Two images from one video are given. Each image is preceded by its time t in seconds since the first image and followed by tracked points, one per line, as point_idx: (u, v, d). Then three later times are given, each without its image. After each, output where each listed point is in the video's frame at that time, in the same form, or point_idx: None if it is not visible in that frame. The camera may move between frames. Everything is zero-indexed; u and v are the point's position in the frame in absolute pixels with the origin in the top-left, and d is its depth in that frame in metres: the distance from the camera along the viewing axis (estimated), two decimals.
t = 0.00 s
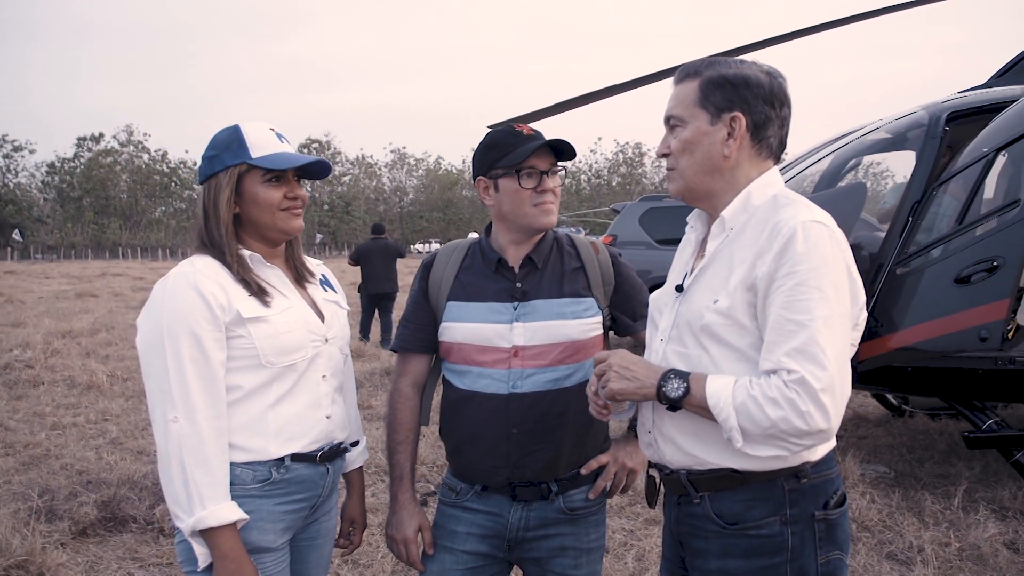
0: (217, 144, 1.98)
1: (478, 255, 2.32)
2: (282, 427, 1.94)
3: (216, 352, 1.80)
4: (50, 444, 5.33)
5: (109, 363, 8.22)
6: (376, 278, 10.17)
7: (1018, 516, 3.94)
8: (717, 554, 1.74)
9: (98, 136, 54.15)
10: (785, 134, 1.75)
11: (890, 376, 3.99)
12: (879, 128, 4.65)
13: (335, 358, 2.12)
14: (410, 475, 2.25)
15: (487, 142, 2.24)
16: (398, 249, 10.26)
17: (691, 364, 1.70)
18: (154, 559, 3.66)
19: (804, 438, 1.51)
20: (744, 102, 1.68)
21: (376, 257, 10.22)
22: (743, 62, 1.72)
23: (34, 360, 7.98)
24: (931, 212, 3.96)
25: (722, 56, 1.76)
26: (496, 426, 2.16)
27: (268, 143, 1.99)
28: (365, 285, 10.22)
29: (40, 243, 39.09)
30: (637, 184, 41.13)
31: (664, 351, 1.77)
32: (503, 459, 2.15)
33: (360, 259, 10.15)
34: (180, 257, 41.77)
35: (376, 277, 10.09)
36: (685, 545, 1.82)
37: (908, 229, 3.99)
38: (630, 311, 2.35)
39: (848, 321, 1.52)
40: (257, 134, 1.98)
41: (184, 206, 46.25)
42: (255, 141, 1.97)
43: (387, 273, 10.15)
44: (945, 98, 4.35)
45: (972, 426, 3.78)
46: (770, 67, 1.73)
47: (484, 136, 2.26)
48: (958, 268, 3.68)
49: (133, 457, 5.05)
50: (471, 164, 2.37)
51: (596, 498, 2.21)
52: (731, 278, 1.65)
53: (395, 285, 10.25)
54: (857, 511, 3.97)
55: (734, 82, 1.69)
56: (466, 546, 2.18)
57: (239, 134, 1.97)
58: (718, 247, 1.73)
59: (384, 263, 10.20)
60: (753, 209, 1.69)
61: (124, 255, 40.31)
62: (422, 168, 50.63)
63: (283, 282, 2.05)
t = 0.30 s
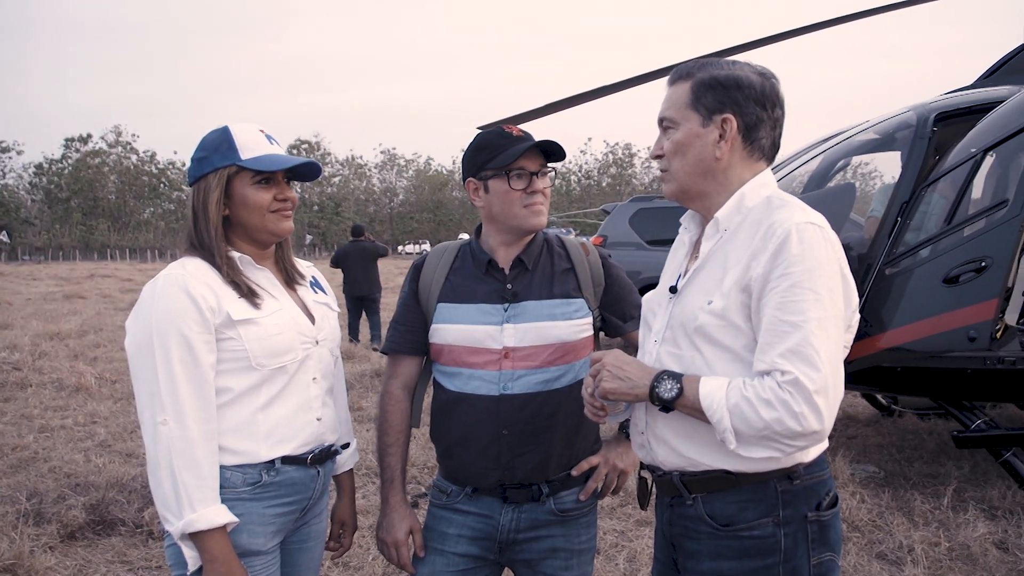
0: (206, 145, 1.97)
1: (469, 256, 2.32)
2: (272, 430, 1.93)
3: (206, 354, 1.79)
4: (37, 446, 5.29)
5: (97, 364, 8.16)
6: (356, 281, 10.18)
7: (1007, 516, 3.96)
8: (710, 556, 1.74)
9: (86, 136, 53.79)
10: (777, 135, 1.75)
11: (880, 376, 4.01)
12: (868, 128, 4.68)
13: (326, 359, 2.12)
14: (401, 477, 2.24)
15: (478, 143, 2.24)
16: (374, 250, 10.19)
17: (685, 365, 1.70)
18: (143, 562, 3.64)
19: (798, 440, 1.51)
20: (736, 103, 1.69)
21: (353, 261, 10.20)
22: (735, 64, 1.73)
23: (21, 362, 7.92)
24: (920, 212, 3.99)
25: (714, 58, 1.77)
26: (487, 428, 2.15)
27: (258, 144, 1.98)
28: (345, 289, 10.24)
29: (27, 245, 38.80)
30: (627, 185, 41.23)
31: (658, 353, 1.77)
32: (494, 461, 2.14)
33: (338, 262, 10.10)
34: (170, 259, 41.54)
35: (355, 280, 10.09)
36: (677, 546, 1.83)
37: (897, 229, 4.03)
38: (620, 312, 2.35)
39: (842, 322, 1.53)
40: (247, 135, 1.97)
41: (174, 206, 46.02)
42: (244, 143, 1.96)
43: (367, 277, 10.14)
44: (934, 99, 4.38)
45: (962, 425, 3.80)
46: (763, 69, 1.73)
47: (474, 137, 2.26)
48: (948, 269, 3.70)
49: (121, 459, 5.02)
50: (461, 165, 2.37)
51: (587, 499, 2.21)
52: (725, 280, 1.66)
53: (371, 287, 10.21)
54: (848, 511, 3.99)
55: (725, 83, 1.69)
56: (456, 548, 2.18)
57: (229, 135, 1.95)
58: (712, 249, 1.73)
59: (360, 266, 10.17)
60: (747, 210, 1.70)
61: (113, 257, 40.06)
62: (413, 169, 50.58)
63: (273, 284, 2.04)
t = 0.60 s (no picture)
0: (195, 148, 1.96)
1: (460, 257, 2.32)
2: (263, 432, 1.92)
3: (196, 356, 1.78)
4: (26, 451, 5.24)
5: (87, 368, 8.11)
6: (342, 283, 10.16)
7: (997, 513, 3.99)
8: (702, 555, 1.75)
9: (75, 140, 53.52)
10: (766, 135, 1.76)
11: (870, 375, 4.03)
12: (857, 129, 4.71)
13: (317, 361, 2.11)
14: (392, 479, 2.24)
15: (468, 144, 2.24)
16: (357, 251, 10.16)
17: (676, 365, 1.71)
18: (134, 566, 3.62)
19: (789, 438, 1.52)
20: (724, 104, 1.69)
21: (337, 264, 10.18)
22: (724, 65, 1.73)
23: (10, 366, 7.86)
24: (908, 212, 4.01)
25: (702, 59, 1.77)
26: (479, 429, 2.15)
27: (247, 146, 1.97)
28: (332, 291, 10.22)
29: (15, 249, 38.51)
30: (618, 186, 41.32)
31: (650, 353, 1.78)
32: (486, 462, 2.14)
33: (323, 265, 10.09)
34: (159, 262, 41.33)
35: (341, 282, 10.07)
36: (669, 545, 1.83)
37: (886, 229, 4.04)
38: (610, 313, 2.36)
39: (831, 320, 1.54)
40: (236, 138, 1.96)
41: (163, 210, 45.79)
42: (233, 145, 1.95)
43: (357, 279, 10.12)
44: (922, 99, 4.41)
45: (952, 424, 3.83)
46: (751, 69, 1.74)
47: (464, 139, 2.26)
48: (936, 268, 3.73)
49: (111, 464, 4.99)
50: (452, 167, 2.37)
51: (579, 500, 2.21)
52: (715, 279, 1.66)
53: (356, 288, 10.20)
54: (839, 510, 4.01)
55: (714, 84, 1.70)
56: (448, 549, 2.18)
57: (217, 137, 1.95)
58: (703, 248, 1.74)
59: (344, 269, 10.15)
60: (737, 210, 1.70)
61: (102, 260, 39.83)
62: (404, 171, 50.53)
63: (263, 286, 2.04)
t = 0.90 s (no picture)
0: (185, 152, 1.96)
1: (452, 261, 2.32)
2: (254, 436, 1.91)
3: (186, 361, 1.78)
4: (17, 456, 5.21)
5: (78, 373, 8.06)
6: (334, 287, 10.14)
7: (989, 514, 4.01)
8: (693, 556, 1.75)
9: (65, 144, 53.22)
10: (755, 136, 1.76)
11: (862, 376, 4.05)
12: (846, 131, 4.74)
13: (309, 365, 2.10)
14: (385, 483, 2.23)
15: (458, 148, 2.24)
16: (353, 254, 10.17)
17: (667, 367, 1.71)
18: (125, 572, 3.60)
19: (777, 439, 1.52)
20: (711, 108, 1.70)
21: (331, 267, 10.15)
22: (709, 69, 1.74)
23: None
24: (899, 213, 4.04)
25: (687, 64, 1.78)
26: (471, 432, 2.15)
27: (237, 150, 1.97)
28: (324, 294, 10.20)
29: (6, 253, 38.29)
30: (610, 189, 41.39)
31: (641, 355, 1.78)
32: (478, 465, 2.14)
33: (315, 268, 10.07)
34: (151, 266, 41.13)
35: (335, 286, 10.05)
36: (662, 547, 1.83)
37: (876, 230, 4.08)
38: (603, 315, 2.36)
39: (819, 321, 1.54)
40: (226, 141, 1.96)
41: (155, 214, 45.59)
42: (223, 149, 1.95)
43: (349, 282, 10.11)
44: (912, 101, 4.44)
45: (943, 425, 3.85)
46: (737, 71, 1.74)
47: (455, 142, 2.26)
48: (926, 269, 3.75)
49: (103, 468, 4.96)
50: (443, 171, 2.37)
51: (572, 503, 2.21)
52: (705, 281, 1.67)
53: (350, 292, 10.19)
54: (832, 511, 4.02)
55: (699, 89, 1.71)
56: (442, 553, 2.17)
57: (207, 141, 1.94)
58: (693, 251, 1.74)
59: (338, 272, 10.14)
60: (728, 212, 1.71)
61: (93, 265, 39.63)
62: (396, 174, 50.50)
63: (254, 290, 2.03)
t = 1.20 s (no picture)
0: (180, 153, 1.96)
1: (447, 263, 2.31)
2: (247, 439, 1.91)
3: (180, 363, 1.77)
4: (10, 457, 5.19)
5: (71, 375, 8.03)
6: (329, 289, 10.13)
7: (982, 519, 4.02)
8: (687, 560, 1.75)
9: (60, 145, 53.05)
10: (745, 138, 1.75)
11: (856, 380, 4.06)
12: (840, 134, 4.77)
13: (302, 367, 2.10)
14: (378, 485, 2.23)
15: (452, 151, 2.25)
16: (349, 257, 10.16)
17: (662, 370, 1.72)
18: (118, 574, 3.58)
19: (768, 442, 1.53)
20: (696, 114, 1.71)
21: (326, 269, 10.14)
22: (696, 74, 1.75)
23: None
24: (893, 217, 4.06)
25: (676, 71, 1.79)
26: (465, 435, 2.15)
27: (233, 152, 1.96)
28: (319, 296, 10.18)
29: None
30: (605, 192, 41.46)
31: (636, 359, 1.79)
32: (472, 468, 2.14)
33: (311, 270, 10.06)
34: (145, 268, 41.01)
35: (330, 288, 10.03)
36: (657, 551, 1.84)
37: (870, 234, 4.10)
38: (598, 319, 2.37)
39: (812, 324, 1.54)
40: (222, 143, 1.95)
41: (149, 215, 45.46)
42: (219, 151, 1.94)
43: (344, 285, 10.10)
44: (906, 105, 4.47)
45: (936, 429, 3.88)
46: (723, 74, 1.74)
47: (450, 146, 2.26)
48: (920, 273, 3.76)
49: (96, 470, 4.94)
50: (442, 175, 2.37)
51: (566, 506, 2.21)
52: (698, 284, 1.67)
53: (345, 294, 10.18)
54: (825, 515, 4.02)
55: (684, 95, 1.72)
56: (435, 556, 2.17)
57: (203, 143, 1.94)
58: (688, 254, 1.75)
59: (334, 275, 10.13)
60: (722, 215, 1.71)
61: (87, 266, 39.48)
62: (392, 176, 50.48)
63: (249, 293, 2.03)
